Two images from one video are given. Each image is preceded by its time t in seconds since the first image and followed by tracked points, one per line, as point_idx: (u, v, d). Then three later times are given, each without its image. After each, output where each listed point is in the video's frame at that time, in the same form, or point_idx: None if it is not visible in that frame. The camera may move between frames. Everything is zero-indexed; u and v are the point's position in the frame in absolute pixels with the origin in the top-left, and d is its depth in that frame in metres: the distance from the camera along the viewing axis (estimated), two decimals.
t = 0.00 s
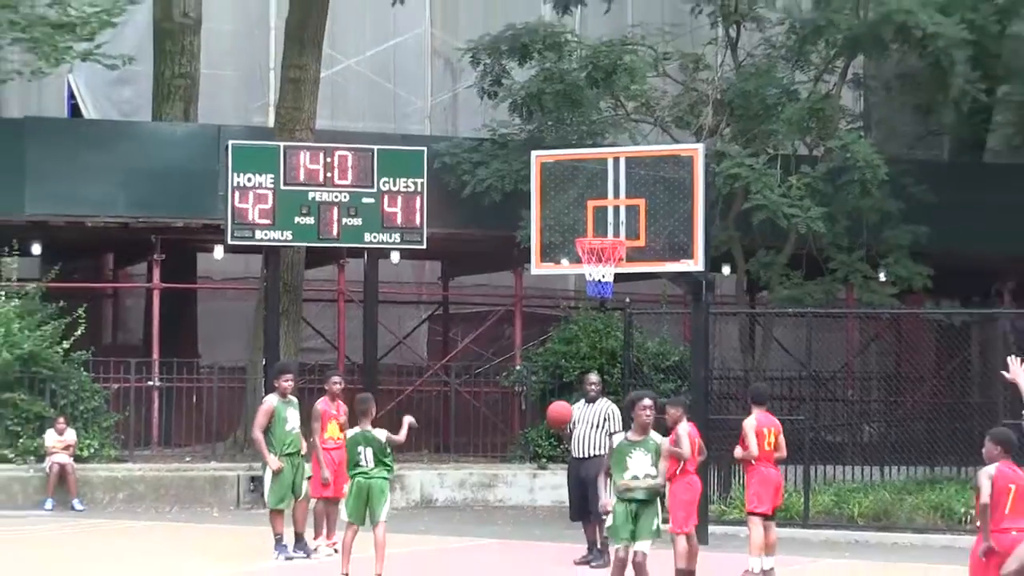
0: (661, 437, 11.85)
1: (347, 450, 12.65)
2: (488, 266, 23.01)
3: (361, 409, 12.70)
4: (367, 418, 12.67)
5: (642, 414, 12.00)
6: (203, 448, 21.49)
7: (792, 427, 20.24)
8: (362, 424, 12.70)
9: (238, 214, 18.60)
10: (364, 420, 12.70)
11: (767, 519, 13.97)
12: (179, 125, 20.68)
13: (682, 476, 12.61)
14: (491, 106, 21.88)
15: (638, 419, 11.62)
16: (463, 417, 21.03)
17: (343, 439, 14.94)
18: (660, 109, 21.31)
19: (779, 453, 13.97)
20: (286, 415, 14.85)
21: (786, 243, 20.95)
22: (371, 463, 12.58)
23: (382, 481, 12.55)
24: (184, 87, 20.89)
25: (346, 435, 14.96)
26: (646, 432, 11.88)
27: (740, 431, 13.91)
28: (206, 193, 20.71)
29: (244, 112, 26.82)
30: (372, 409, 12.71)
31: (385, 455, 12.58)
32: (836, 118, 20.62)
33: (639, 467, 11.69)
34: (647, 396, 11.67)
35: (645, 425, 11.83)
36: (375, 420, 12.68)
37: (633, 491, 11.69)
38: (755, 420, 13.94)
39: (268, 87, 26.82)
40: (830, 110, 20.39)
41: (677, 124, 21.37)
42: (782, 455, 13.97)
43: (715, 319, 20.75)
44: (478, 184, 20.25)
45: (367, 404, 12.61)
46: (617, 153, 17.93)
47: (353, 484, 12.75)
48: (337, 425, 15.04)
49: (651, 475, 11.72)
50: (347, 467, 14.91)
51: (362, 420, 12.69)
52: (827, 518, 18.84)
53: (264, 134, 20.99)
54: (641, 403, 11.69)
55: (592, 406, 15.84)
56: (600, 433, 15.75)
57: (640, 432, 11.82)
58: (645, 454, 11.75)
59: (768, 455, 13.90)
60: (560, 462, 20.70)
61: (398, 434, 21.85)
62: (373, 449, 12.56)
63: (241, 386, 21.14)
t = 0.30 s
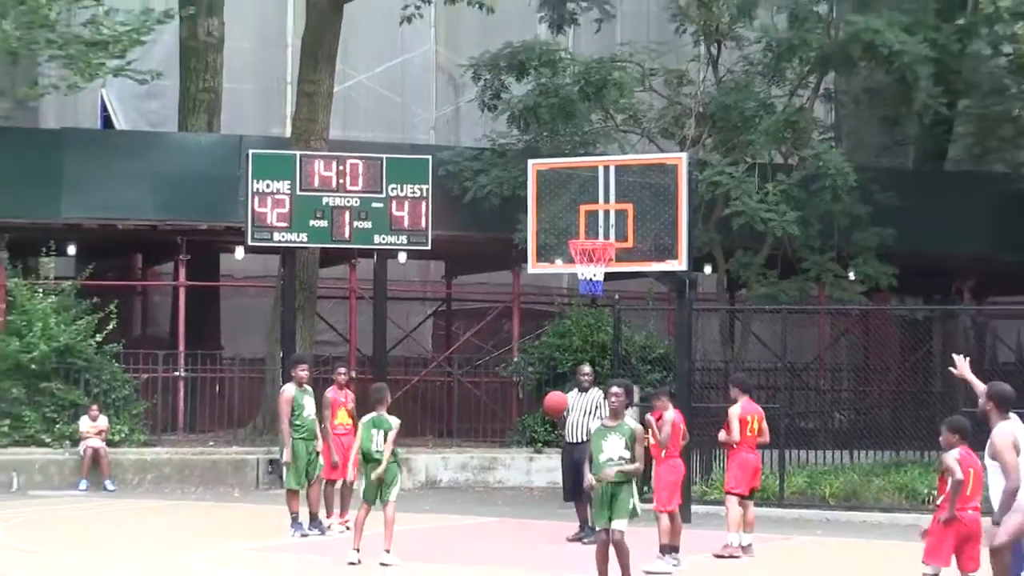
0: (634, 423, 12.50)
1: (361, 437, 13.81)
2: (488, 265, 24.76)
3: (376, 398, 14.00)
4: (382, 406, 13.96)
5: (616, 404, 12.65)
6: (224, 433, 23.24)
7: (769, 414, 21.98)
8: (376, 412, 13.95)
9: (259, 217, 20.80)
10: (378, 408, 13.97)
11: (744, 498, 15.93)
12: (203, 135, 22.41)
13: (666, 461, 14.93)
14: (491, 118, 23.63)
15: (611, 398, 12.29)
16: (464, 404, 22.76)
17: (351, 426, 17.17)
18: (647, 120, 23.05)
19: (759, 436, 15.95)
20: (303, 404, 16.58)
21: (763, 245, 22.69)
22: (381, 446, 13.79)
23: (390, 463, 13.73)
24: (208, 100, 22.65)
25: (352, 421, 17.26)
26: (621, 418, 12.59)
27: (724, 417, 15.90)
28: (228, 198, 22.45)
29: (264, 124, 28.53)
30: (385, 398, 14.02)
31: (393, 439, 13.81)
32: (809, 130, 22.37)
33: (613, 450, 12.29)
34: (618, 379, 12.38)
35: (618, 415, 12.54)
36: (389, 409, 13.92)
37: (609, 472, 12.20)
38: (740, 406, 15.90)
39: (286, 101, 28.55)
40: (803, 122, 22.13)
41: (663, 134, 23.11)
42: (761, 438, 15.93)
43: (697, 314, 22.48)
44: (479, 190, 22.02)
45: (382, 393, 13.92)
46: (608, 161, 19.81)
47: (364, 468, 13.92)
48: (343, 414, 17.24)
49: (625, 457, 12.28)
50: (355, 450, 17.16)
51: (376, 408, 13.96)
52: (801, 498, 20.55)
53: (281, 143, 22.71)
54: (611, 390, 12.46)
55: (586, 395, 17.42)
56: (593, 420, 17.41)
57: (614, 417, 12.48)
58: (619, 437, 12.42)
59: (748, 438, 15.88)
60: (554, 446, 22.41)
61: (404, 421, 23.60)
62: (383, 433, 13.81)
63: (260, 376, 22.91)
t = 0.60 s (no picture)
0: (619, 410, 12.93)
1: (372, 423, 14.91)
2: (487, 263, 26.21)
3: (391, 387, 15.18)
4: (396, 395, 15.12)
5: (601, 391, 13.03)
6: (238, 422, 24.65)
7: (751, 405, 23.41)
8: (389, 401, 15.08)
9: (271, 219, 22.62)
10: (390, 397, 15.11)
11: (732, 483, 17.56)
12: (220, 141, 23.82)
13: (652, 448, 16.42)
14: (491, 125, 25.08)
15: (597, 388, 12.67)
16: (465, 395, 24.18)
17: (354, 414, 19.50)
18: (637, 127, 24.51)
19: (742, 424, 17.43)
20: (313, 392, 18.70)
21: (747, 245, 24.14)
22: (390, 432, 14.96)
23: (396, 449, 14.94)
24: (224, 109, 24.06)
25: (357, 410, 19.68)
26: (606, 407, 12.92)
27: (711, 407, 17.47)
28: (244, 200, 23.87)
29: (277, 129, 30.01)
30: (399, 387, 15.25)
31: (402, 426, 14.99)
32: (789, 138, 23.81)
33: (598, 436, 12.67)
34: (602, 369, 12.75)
35: (602, 402, 12.90)
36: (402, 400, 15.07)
37: (594, 457, 12.61)
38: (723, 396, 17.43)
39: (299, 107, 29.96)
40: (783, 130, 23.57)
41: (652, 141, 24.56)
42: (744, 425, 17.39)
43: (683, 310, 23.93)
44: (479, 193, 23.49)
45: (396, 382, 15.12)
46: (599, 166, 21.40)
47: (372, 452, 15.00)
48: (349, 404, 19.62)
49: (609, 444, 12.69)
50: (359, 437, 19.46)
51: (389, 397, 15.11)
52: (781, 482, 21.95)
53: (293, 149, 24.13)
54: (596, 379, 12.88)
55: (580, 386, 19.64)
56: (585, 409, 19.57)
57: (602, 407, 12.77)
58: (603, 426, 12.75)
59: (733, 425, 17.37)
60: (550, 434, 23.81)
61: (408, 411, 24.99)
62: (392, 420, 14.98)
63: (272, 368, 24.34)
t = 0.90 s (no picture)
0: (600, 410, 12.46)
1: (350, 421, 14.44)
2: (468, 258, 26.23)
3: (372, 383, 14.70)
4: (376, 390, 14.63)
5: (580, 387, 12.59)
6: (217, 418, 24.54)
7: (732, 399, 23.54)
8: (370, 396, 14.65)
9: (253, 214, 22.48)
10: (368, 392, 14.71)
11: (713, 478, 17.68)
12: (201, 136, 23.72)
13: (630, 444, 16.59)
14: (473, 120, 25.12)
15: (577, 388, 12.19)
16: (447, 389, 24.18)
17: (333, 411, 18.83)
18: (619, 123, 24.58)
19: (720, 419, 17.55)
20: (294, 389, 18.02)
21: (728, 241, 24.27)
22: (369, 428, 14.54)
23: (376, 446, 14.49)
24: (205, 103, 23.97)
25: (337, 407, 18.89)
26: (585, 405, 12.50)
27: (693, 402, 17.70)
28: (226, 195, 23.79)
29: (259, 125, 29.94)
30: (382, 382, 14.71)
31: (384, 423, 14.57)
32: (770, 134, 23.93)
33: (576, 435, 12.22)
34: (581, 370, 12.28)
35: (581, 399, 12.51)
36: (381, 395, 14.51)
37: (571, 456, 12.19)
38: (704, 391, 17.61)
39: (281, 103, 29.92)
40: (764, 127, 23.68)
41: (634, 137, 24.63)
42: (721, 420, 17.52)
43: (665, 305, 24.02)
44: (461, 188, 23.52)
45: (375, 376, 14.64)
46: (583, 163, 21.41)
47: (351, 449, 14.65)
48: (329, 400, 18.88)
49: (587, 444, 12.27)
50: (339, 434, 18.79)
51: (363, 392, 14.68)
52: (761, 477, 22.19)
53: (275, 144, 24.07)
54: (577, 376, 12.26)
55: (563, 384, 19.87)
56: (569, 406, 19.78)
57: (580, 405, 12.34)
58: (582, 425, 12.33)
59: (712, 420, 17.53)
60: (531, 429, 23.81)
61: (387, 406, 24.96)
62: (374, 416, 14.54)
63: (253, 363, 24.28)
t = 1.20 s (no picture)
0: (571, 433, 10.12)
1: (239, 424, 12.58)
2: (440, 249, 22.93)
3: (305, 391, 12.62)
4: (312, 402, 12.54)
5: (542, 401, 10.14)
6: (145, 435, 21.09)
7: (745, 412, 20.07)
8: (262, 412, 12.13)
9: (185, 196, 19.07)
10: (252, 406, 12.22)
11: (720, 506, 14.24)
12: (126, 104, 20.38)
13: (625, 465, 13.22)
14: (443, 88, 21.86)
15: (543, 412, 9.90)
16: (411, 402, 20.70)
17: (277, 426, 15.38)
18: (612, 91, 21.27)
19: (730, 438, 14.10)
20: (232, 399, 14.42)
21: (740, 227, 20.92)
22: (307, 448, 12.45)
23: (319, 467, 12.44)
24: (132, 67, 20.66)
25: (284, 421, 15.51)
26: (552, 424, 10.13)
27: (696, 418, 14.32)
28: (155, 174, 20.45)
29: (193, 94, 26.63)
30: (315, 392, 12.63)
31: (326, 440, 12.48)
32: (789, 104, 20.59)
33: (543, 465, 10.01)
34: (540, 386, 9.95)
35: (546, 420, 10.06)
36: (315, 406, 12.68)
37: (537, 489, 10.00)
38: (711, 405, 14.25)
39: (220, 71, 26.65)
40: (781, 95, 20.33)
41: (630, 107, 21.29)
42: (732, 439, 14.09)
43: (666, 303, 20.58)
44: (428, 165, 20.21)
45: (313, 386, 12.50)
46: (570, 135, 18.02)
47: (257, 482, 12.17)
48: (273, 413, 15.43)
49: (559, 472, 10.04)
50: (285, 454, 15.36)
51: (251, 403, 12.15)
52: (780, 505, 18.87)
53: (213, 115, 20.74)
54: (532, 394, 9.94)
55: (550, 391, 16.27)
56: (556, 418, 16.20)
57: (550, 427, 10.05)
58: (549, 450, 10.04)
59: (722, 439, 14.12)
60: (509, 447, 20.37)
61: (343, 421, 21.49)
62: (309, 434, 12.43)
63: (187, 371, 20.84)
